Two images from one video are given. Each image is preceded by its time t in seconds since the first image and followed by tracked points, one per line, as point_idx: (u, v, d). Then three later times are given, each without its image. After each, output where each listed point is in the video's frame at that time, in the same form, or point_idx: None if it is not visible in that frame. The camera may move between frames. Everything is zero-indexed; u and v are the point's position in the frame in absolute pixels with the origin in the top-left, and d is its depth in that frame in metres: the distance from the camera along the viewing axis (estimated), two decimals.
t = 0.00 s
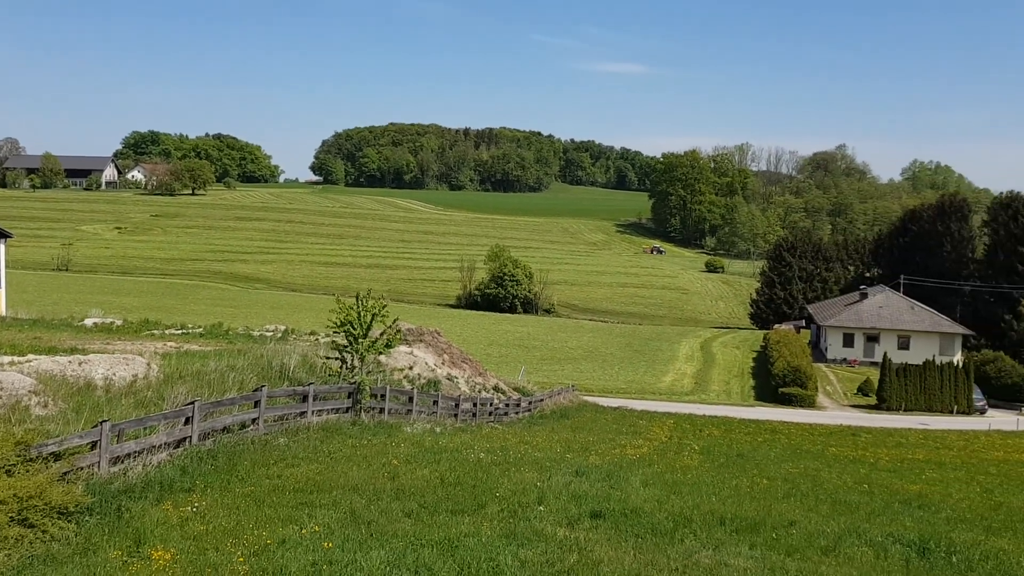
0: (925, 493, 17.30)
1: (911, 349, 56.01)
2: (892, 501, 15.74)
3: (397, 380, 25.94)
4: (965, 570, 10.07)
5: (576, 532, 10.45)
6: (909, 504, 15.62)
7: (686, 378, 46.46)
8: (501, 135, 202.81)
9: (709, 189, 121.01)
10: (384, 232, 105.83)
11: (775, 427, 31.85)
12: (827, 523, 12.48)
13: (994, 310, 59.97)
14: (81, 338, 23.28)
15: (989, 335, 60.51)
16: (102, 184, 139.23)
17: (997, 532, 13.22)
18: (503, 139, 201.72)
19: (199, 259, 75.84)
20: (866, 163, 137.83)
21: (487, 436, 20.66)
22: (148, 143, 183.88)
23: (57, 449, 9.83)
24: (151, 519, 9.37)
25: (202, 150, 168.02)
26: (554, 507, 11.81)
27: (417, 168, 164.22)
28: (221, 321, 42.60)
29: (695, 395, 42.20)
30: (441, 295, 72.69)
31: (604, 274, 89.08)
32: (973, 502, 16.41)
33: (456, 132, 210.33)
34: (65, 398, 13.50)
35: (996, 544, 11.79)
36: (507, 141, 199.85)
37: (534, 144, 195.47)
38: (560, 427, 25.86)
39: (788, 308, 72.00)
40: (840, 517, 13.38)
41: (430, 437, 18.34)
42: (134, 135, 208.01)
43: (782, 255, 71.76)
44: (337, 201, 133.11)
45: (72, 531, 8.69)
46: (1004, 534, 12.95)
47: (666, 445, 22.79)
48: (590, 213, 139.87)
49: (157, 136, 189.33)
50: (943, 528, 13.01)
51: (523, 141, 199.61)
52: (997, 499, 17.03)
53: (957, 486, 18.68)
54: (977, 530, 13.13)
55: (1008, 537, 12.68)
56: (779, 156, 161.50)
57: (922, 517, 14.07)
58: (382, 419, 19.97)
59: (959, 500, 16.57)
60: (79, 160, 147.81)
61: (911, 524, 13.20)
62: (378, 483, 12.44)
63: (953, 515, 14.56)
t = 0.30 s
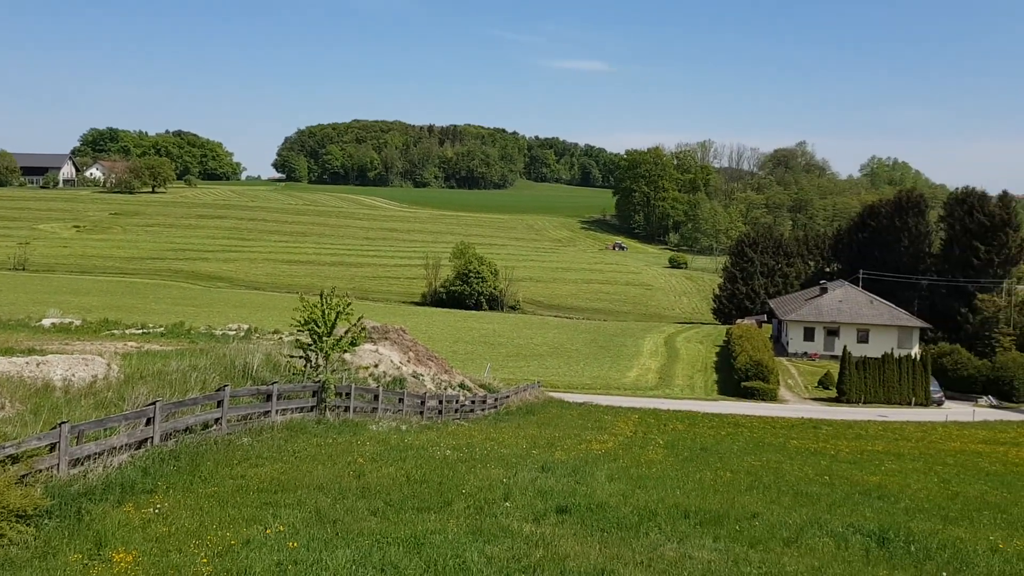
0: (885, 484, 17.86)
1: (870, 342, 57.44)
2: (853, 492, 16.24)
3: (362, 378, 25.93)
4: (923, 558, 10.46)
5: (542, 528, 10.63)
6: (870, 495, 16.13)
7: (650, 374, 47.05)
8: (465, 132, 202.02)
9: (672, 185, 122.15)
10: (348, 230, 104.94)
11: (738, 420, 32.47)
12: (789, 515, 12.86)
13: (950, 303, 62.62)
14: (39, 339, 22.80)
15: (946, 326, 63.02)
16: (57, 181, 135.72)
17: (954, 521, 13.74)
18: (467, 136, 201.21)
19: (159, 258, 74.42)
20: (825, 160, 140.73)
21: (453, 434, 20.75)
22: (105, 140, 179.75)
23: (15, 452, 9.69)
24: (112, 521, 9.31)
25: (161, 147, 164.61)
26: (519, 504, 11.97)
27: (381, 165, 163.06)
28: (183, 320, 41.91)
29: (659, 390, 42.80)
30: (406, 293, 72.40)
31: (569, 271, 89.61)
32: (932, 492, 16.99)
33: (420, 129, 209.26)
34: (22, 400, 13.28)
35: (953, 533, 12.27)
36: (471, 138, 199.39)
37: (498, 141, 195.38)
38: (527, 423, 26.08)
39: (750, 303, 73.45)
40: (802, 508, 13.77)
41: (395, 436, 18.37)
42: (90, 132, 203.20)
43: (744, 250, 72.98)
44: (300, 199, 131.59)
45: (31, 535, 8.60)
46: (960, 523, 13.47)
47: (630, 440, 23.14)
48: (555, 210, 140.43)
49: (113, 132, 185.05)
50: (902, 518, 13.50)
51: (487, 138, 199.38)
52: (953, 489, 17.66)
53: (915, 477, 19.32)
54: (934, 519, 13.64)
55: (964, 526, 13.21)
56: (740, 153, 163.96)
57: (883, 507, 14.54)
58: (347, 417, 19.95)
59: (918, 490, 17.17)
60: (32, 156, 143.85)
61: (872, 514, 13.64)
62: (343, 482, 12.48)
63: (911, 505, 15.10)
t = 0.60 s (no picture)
0: (845, 476, 18.40)
1: (830, 336, 58.69)
2: (815, 483, 16.71)
3: (328, 375, 25.85)
4: (882, 548, 10.85)
5: (508, 523, 10.78)
6: (832, 486, 16.60)
7: (616, 368, 47.58)
8: (431, 128, 201.03)
9: (637, 181, 123.15)
10: (312, 226, 103.97)
11: (703, 414, 33.04)
12: (752, 507, 13.18)
13: (909, 297, 64.16)
14: None
15: (903, 319, 64.70)
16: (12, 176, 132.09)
17: (913, 511, 14.23)
18: (433, 132, 200.32)
19: (119, 255, 72.95)
20: (786, 156, 143.24)
21: (420, 430, 20.75)
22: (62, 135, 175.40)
23: None
24: (72, 522, 9.24)
25: (121, 142, 161.21)
26: (486, 499, 12.12)
27: (347, 161, 161.62)
28: (144, 318, 41.26)
29: (624, 384, 43.28)
30: (372, 290, 72.06)
31: (535, 267, 89.99)
32: (891, 483, 17.55)
33: (385, 124, 207.88)
34: None
35: (911, 523, 12.72)
36: (437, 134, 198.72)
37: (464, 136, 195.04)
38: (493, 419, 26.21)
39: (714, 298, 74.62)
40: (765, 501, 14.13)
41: (361, 433, 18.36)
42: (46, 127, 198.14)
43: (708, 246, 74.07)
44: (264, 195, 129.95)
45: None
46: (918, 513, 13.97)
47: (596, 434, 23.43)
48: (521, 206, 140.78)
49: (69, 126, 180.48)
50: (863, 509, 13.95)
51: (453, 133, 198.78)
52: (912, 480, 18.25)
53: (874, 468, 19.88)
54: (893, 510, 14.12)
55: (922, 516, 13.70)
56: (704, 150, 166.06)
57: (844, 499, 15.00)
58: (313, 415, 19.88)
59: (878, 481, 17.72)
60: None
61: (834, 506, 14.07)
62: (308, 480, 12.51)
63: (871, 496, 15.59)
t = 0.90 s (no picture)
0: (814, 467, 18.85)
1: (797, 329, 59.70)
2: (783, 475, 17.10)
3: (297, 374, 25.72)
4: (850, 538, 11.20)
5: (481, 520, 10.92)
6: (800, 477, 17.03)
7: (587, 364, 47.99)
8: (400, 125, 199.84)
9: (606, 177, 124.00)
10: (281, 224, 102.92)
11: (673, 408, 33.48)
12: (723, 500, 13.49)
13: (874, 291, 65.54)
14: None
15: (869, 312, 66.10)
16: None
17: (879, 501, 14.67)
18: (403, 129, 199.42)
19: (82, 255, 71.58)
20: (753, 152, 145.25)
21: (391, 428, 20.80)
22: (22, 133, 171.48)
23: None
24: (38, 526, 9.17)
25: (83, 140, 157.90)
26: (459, 496, 12.25)
27: (315, 158, 160.20)
28: (110, 318, 40.67)
29: (595, 380, 43.67)
30: (342, 288, 71.66)
31: (505, 263, 90.17)
32: (858, 474, 18.03)
33: (354, 121, 206.39)
34: None
35: (879, 513, 13.12)
36: (406, 131, 197.83)
37: (433, 133, 194.41)
38: (464, 416, 26.29)
39: (683, 293, 75.43)
40: (735, 493, 14.47)
41: (332, 432, 18.37)
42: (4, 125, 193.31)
43: (677, 241, 74.89)
44: (231, 193, 128.34)
45: None
46: (885, 503, 14.41)
47: (568, 430, 23.65)
48: (492, 203, 140.85)
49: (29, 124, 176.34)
50: (830, 500, 14.36)
51: (422, 130, 198.01)
52: (878, 470, 18.76)
53: (841, 459, 20.38)
54: (861, 500, 14.55)
55: (889, 505, 14.13)
56: (672, 146, 167.60)
57: (812, 490, 15.40)
58: (282, 415, 19.83)
59: (845, 472, 18.19)
60: None
61: (802, 497, 14.45)
62: (278, 480, 12.53)
63: (838, 487, 16.03)
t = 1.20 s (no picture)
0: (782, 461, 19.31)
1: (764, 325, 60.65)
2: (752, 470, 17.50)
3: (267, 375, 25.60)
4: (818, 531, 11.52)
5: (452, 518, 11.06)
6: (769, 472, 17.42)
7: (558, 361, 48.34)
8: (370, 123, 198.55)
9: (576, 175, 124.55)
10: (250, 223, 101.77)
11: (643, 404, 33.88)
12: (693, 495, 13.77)
13: (840, 286, 66.85)
14: None
15: (835, 307, 67.42)
16: None
17: (846, 494, 15.10)
18: (373, 127, 198.15)
19: (46, 255, 70.19)
20: (721, 150, 146.85)
21: (363, 428, 20.82)
22: None
23: None
24: (3, 531, 9.10)
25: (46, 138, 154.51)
26: (431, 495, 12.37)
27: (283, 156, 158.49)
28: (75, 319, 40.04)
29: (567, 376, 43.99)
30: (312, 287, 71.17)
31: (476, 261, 90.25)
32: (825, 467, 18.50)
33: (323, 119, 204.61)
34: None
35: (846, 506, 13.51)
36: (376, 129, 196.58)
37: (404, 131, 193.50)
38: (436, 414, 26.36)
39: (653, 290, 76.19)
40: (704, 488, 14.78)
41: (303, 432, 18.34)
42: None
43: (647, 238, 75.58)
44: (199, 192, 126.56)
45: None
46: (852, 496, 14.83)
47: (540, 427, 23.85)
48: (463, 201, 140.68)
49: None
50: (799, 493, 14.74)
51: (392, 128, 196.99)
52: (845, 464, 19.25)
53: (808, 453, 20.85)
54: (828, 492, 14.96)
55: (856, 498, 14.56)
56: (641, 143, 168.78)
57: (780, 484, 15.79)
58: (252, 415, 19.76)
59: (813, 466, 18.64)
60: None
61: (771, 491, 14.81)
62: (248, 481, 12.52)
63: (805, 480, 16.45)
